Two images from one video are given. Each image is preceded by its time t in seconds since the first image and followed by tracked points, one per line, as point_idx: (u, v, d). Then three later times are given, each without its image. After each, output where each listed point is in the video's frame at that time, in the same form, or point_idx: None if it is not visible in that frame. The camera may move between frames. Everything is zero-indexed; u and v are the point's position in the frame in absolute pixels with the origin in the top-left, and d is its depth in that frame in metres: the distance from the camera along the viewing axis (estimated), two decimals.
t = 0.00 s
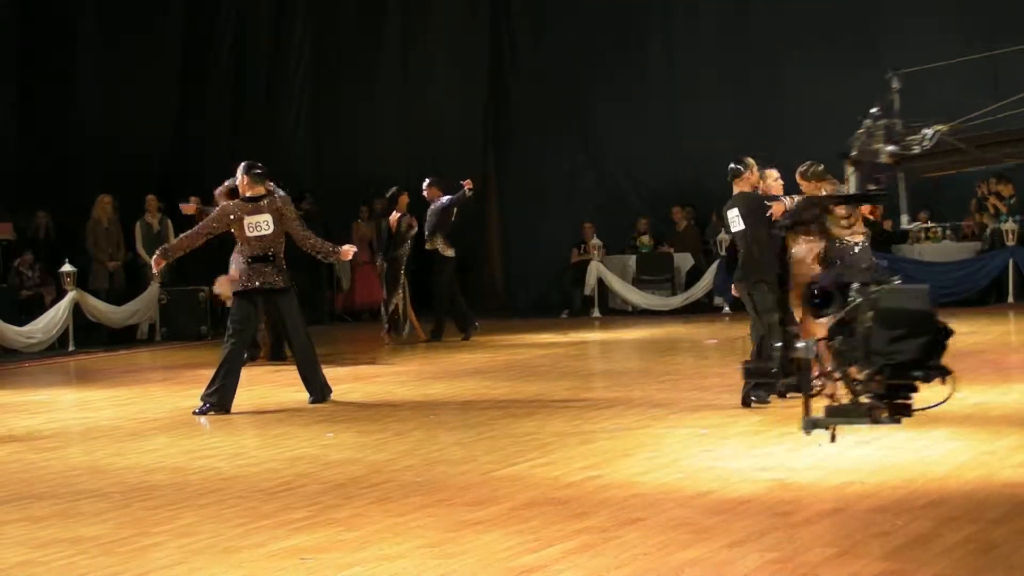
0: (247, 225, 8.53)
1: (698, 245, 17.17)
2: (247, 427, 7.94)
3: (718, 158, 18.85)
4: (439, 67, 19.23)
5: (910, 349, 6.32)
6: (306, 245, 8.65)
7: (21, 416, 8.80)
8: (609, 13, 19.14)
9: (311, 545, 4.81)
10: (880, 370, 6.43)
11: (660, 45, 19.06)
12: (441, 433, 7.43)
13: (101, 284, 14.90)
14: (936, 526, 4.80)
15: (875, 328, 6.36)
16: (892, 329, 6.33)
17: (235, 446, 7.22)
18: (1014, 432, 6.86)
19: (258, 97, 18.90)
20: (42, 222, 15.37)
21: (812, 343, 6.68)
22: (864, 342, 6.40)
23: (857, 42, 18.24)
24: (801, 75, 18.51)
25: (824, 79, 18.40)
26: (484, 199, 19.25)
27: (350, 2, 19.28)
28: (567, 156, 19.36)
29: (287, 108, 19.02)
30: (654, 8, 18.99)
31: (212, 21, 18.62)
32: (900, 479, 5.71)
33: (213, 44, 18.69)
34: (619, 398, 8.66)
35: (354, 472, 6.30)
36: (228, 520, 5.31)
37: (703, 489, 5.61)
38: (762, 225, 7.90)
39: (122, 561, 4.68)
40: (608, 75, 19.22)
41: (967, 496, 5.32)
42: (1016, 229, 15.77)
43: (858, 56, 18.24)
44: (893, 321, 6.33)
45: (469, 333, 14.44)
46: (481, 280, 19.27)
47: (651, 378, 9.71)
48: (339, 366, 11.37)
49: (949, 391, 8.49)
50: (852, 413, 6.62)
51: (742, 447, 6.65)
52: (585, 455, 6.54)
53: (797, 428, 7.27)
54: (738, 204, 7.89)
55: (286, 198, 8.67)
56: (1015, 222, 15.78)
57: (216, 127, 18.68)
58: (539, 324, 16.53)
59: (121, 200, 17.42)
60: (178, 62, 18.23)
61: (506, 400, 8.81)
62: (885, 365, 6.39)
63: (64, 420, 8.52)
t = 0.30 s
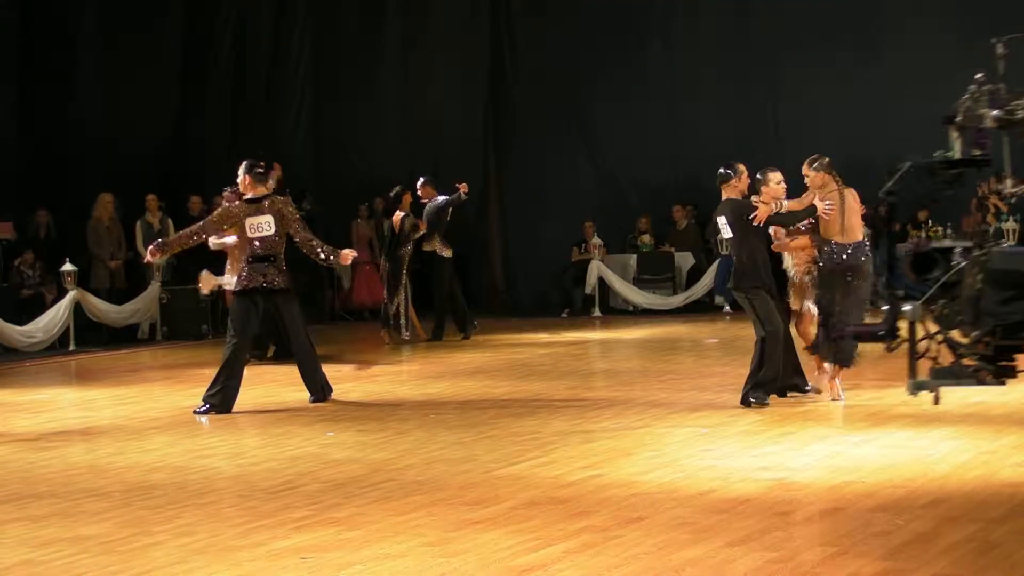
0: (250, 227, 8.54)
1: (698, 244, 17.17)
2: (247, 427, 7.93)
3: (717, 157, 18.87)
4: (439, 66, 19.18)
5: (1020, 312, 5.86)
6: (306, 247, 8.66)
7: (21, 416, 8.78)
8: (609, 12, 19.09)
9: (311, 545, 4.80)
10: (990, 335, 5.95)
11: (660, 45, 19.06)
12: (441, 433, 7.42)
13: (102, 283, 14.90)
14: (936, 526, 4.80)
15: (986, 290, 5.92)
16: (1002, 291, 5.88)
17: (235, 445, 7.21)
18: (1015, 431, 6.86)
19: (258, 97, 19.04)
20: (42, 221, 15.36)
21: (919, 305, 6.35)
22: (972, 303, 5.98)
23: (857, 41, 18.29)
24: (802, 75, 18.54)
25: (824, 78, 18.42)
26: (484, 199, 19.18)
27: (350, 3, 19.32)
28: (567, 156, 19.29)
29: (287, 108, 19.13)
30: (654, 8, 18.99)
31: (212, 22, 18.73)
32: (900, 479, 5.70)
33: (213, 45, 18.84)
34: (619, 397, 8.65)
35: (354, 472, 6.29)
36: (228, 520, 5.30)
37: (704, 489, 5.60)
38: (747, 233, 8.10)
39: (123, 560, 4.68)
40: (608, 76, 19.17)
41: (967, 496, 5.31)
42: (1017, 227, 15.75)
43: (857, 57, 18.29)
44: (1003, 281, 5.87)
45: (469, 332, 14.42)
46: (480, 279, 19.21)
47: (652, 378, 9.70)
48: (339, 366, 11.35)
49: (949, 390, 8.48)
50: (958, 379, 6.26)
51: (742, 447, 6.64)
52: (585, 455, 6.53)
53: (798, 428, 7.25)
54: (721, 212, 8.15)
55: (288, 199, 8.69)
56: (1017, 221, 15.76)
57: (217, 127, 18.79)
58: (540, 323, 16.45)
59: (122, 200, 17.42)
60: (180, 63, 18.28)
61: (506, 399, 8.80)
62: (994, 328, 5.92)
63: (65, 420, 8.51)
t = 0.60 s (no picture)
0: (249, 228, 8.54)
1: (698, 243, 17.17)
2: (246, 427, 7.92)
3: (718, 158, 18.89)
4: (440, 66, 19.16)
5: None
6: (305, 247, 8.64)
7: (20, 416, 8.76)
8: (609, 12, 19.09)
9: (311, 545, 4.80)
10: None
11: (660, 46, 19.05)
12: (440, 433, 7.41)
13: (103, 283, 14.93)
14: (936, 526, 4.79)
15: None
16: None
17: (234, 445, 7.20)
18: (1015, 431, 6.86)
19: (258, 97, 19.03)
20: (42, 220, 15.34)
21: None
22: None
23: (856, 42, 18.35)
24: (802, 75, 18.54)
25: (824, 78, 18.44)
26: (484, 198, 19.13)
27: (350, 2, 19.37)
28: (567, 156, 19.25)
29: (287, 108, 19.13)
30: (654, 8, 18.99)
31: (212, 22, 18.72)
32: (900, 478, 5.70)
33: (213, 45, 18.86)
34: (619, 397, 8.63)
35: (354, 471, 6.28)
36: (227, 520, 5.30)
37: (704, 489, 5.60)
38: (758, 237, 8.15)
39: (123, 560, 4.67)
40: (608, 76, 19.15)
41: (968, 496, 5.31)
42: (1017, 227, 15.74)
43: (857, 57, 18.33)
44: None
45: (468, 332, 14.41)
46: (481, 280, 19.19)
47: (652, 378, 9.69)
48: (338, 366, 11.34)
49: (949, 390, 8.48)
50: None
51: (742, 447, 6.63)
52: (585, 455, 6.53)
53: (798, 427, 7.25)
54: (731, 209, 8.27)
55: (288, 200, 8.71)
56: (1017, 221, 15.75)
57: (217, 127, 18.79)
58: (540, 323, 16.44)
59: (124, 199, 17.44)
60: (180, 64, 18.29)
61: (506, 399, 8.79)
62: None
63: (63, 420, 8.50)
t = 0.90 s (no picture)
0: (241, 229, 8.58)
1: (697, 245, 17.18)
2: (247, 427, 7.94)
3: (718, 158, 18.88)
4: (440, 66, 19.12)
5: None
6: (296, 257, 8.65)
7: (22, 417, 8.79)
8: (609, 12, 19.08)
9: (311, 545, 4.81)
10: None
11: (660, 46, 19.03)
12: (440, 433, 7.43)
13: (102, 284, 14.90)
14: (936, 527, 4.80)
15: None
16: None
17: (235, 446, 7.22)
18: (1014, 431, 6.88)
19: (258, 98, 19.06)
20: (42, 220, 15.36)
21: None
22: None
23: (856, 41, 18.31)
24: (802, 76, 18.53)
25: (824, 78, 18.42)
26: (484, 198, 19.14)
27: (354, 3, 19.23)
28: (567, 155, 19.23)
29: (287, 108, 19.13)
30: (654, 8, 18.98)
31: (213, 22, 18.86)
32: (900, 479, 5.71)
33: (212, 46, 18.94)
34: (618, 398, 8.65)
35: (354, 472, 6.30)
36: (228, 520, 5.31)
37: (704, 490, 5.61)
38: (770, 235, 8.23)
39: (123, 560, 4.68)
40: (607, 75, 19.14)
41: (968, 496, 5.32)
42: (1016, 229, 15.78)
43: (857, 57, 18.30)
44: None
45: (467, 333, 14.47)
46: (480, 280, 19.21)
47: (652, 378, 9.71)
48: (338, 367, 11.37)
49: (949, 391, 8.49)
50: None
51: (743, 448, 6.65)
52: (585, 456, 6.54)
53: (797, 428, 7.26)
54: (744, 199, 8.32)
55: (286, 210, 8.71)
56: (1015, 222, 15.80)
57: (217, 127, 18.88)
58: (538, 324, 16.51)
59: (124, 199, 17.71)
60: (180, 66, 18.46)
61: (505, 400, 8.81)
62: None
63: (64, 420, 8.52)
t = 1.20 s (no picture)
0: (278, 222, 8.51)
1: (697, 244, 17.16)
2: (246, 427, 7.93)
3: (719, 158, 18.87)
4: (440, 66, 19.11)
5: None
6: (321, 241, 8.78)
7: (22, 416, 8.78)
8: (609, 12, 19.09)
9: (310, 545, 4.80)
10: None
11: (660, 46, 19.03)
12: (440, 433, 7.43)
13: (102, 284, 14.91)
14: (935, 527, 4.80)
15: None
16: None
17: (234, 445, 7.21)
18: (1013, 431, 6.87)
19: (258, 98, 19.03)
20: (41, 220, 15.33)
21: None
22: None
23: (856, 41, 18.30)
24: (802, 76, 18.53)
25: (824, 79, 18.42)
26: (483, 199, 19.14)
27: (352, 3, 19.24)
28: (567, 156, 19.22)
29: (287, 109, 19.13)
30: (654, 8, 18.98)
31: (213, 22, 18.83)
32: (899, 478, 5.71)
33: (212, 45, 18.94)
34: (618, 398, 8.65)
35: (354, 472, 6.29)
36: (227, 520, 5.30)
37: (703, 489, 5.60)
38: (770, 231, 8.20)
39: (122, 560, 4.68)
40: (608, 76, 19.14)
41: (966, 496, 5.31)
42: (1016, 229, 15.75)
43: (857, 57, 18.29)
44: None
45: (467, 333, 14.44)
46: (480, 280, 19.19)
47: (651, 378, 9.71)
48: (337, 367, 11.35)
49: (948, 391, 8.49)
50: None
51: (742, 448, 6.64)
52: (583, 455, 6.54)
53: (796, 428, 7.26)
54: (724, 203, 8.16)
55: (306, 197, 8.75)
56: (1015, 222, 15.78)
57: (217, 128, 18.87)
58: (539, 323, 16.48)
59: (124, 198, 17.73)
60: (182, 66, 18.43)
61: (504, 399, 8.81)
62: None
63: (63, 420, 8.51)
